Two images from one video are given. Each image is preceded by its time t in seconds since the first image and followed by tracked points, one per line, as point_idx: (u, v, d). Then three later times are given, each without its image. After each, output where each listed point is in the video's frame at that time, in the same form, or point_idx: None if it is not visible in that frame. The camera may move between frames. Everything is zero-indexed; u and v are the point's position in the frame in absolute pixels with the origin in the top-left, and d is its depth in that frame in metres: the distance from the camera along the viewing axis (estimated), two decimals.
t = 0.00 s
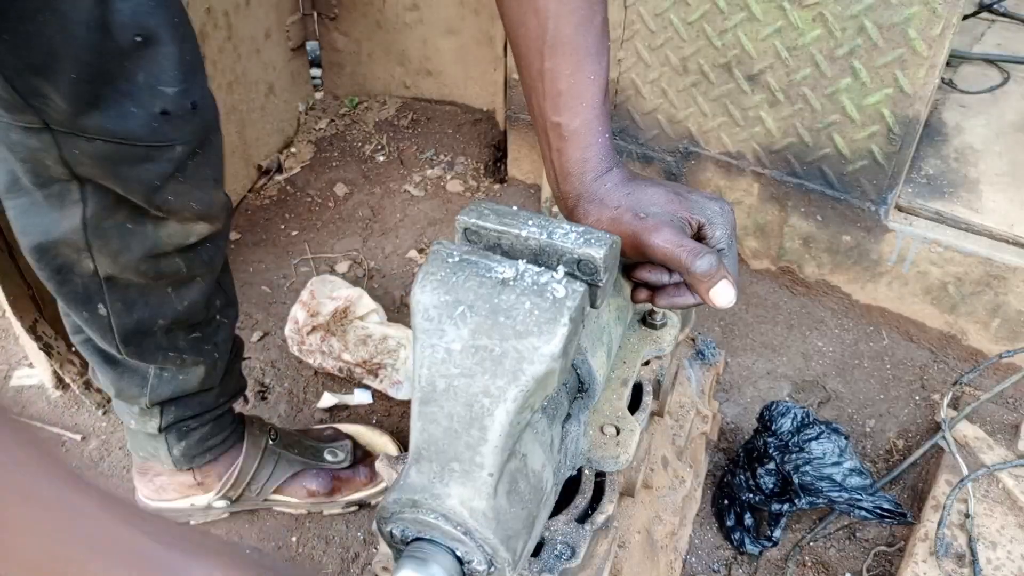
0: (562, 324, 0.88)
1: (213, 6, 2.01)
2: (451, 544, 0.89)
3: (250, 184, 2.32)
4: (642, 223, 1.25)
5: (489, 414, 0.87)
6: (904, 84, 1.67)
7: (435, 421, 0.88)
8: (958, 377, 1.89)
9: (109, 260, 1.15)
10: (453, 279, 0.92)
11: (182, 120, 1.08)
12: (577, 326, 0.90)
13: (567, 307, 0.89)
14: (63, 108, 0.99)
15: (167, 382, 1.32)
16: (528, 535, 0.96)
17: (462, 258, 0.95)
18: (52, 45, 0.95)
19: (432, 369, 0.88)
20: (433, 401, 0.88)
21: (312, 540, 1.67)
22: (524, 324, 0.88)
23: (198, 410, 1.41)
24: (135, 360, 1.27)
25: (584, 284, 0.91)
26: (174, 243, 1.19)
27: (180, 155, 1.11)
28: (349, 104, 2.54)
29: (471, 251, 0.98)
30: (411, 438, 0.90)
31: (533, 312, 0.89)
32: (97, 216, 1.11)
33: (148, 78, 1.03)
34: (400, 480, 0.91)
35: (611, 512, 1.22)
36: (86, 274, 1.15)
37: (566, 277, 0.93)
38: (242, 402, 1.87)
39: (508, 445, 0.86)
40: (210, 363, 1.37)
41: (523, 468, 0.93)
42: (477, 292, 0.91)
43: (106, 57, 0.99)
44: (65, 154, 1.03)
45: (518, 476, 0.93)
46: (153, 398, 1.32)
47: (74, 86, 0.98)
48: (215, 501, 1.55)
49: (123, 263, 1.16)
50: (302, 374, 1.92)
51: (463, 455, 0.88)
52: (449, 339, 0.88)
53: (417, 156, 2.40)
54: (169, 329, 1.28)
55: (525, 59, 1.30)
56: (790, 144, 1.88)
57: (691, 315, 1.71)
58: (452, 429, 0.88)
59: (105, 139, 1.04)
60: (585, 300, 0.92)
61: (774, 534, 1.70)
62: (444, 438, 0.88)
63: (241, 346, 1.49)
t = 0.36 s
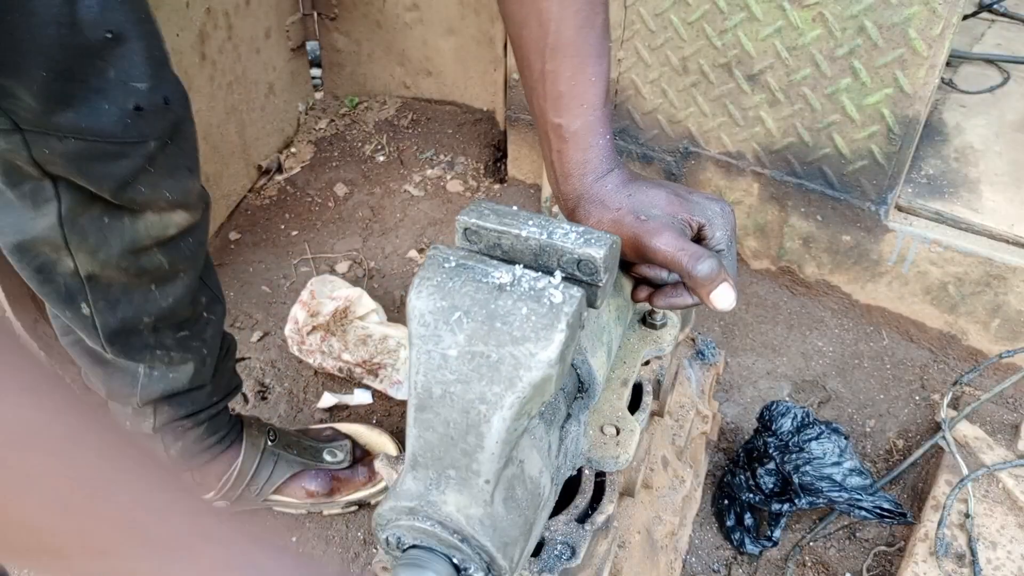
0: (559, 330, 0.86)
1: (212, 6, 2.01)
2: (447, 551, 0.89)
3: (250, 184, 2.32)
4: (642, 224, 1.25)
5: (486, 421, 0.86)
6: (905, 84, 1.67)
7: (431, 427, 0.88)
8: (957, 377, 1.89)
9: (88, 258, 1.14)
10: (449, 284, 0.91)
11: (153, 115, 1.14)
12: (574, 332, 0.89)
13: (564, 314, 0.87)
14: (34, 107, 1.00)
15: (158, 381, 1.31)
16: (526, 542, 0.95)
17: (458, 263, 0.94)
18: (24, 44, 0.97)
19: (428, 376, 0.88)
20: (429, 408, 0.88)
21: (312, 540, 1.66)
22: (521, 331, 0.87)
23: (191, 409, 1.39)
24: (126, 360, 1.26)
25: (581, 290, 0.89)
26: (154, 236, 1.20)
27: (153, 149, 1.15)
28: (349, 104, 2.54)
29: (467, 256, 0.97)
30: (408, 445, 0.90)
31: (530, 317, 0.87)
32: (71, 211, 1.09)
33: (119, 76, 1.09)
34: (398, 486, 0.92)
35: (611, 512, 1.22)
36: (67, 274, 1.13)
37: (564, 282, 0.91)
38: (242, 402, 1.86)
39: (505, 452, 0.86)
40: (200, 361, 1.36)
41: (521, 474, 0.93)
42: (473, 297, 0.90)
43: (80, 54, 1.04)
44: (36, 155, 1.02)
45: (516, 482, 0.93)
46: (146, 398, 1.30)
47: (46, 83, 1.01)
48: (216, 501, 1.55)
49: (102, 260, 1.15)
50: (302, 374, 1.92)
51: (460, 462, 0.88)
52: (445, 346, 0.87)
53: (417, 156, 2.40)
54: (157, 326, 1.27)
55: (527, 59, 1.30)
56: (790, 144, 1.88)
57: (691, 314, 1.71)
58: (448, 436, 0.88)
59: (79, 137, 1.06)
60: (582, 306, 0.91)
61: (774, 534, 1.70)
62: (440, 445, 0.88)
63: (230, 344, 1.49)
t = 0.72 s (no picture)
0: (556, 336, 0.87)
1: (211, 5, 2.00)
2: (443, 560, 0.86)
3: (249, 184, 2.31)
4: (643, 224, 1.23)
5: (482, 429, 0.85)
6: (906, 84, 1.66)
7: (427, 435, 0.87)
8: (959, 377, 1.88)
9: (76, 255, 1.15)
10: (444, 289, 0.91)
11: (139, 116, 1.06)
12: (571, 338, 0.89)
13: (561, 320, 0.88)
14: (16, 108, 0.98)
15: (153, 381, 1.31)
16: (523, 552, 0.94)
17: (454, 267, 0.93)
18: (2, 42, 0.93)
19: (422, 383, 0.87)
20: (424, 416, 0.86)
21: (310, 541, 1.64)
22: (517, 337, 0.87)
23: (190, 410, 1.39)
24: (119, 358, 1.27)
25: (577, 297, 0.90)
26: (142, 232, 1.17)
27: (139, 149, 1.10)
28: (348, 103, 2.53)
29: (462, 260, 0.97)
30: (403, 453, 0.88)
31: (526, 324, 0.88)
32: (57, 207, 1.11)
33: (104, 77, 1.01)
34: (391, 495, 0.90)
35: (612, 514, 1.21)
36: (55, 272, 1.17)
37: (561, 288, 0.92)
38: (241, 403, 1.85)
39: (501, 458, 0.85)
40: (194, 360, 1.35)
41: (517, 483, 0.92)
42: (469, 303, 0.90)
43: (57, 54, 0.97)
44: (20, 155, 1.03)
45: (513, 490, 0.92)
46: (139, 397, 1.31)
47: (29, 84, 0.97)
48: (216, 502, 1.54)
49: (90, 258, 1.15)
50: (301, 374, 1.91)
51: (455, 471, 0.86)
52: (440, 353, 0.87)
53: (417, 155, 2.39)
54: (149, 325, 1.27)
55: (529, 58, 1.29)
56: (791, 144, 1.87)
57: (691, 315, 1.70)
58: (443, 444, 0.86)
59: (63, 138, 1.02)
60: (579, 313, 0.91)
61: (775, 535, 1.69)
62: (436, 453, 0.86)
63: (226, 343, 1.47)
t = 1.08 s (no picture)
0: (552, 344, 0.87)
1: (211, 5, 1.99)
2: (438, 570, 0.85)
3: (249, 184, 2.31)
4: (642, 224, 1.23)
5: (478, 436, 0.85)
6: (907, 83, 1.66)
7: (422, 442, 0.86)
8: (959, 377, 1.88)
9: (72, 255, 1.16)
10: (440, 296, 0.91)
11: (132, 120, 1.10)
12: (567, 345, 0.89)
13: (558, 327, 0.88)
14: (9, 111, 1.00)
15: (151, 380, 1.31)
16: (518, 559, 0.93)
17: (450, 273, 0.93)
18: None
19: (418, 390, 0.87)
20: (419, 423, 0.86)
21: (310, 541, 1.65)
22: (513, 344, 0.87)
23: (186, 410, 1.38)
24: (116, 357, 1.26)
25: (574, 303, 0.90)
26: (135, 231, 1.20)
27: (132, 151, 1.14)
28: (348, 103, 2.53)
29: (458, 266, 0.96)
30: (398, 461, 0.87)
31: (523, 331, 0.88)
32: (52, 207, 1.12)
33: (98, 80, 1.06)
34: (387, 503, 0.88)
35: (612, 514, 1.21)
36: (51, 271, 1.16)
37: (557, 294, 0.91)
38: (241, 403, 1.85)
39: (498, 466, 0.85)
40: (192, 361, 1.36)
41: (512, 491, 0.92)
42: (465, 310, 0.90)
43: (55, 60, 1.01)
44: (11, 156, 1.04)
45: (508, 499, 0.92)
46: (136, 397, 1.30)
47: (23, 88, 1.00)
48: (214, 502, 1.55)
49: (85, 258, 1.17)
50: (301, 374, 1.91)
51: (451, 478, 0.86)
52: (436, 360, 0.87)
53: (417, 155, 2.39)
54: (145, 324, 1.28)
55: (526, 58, 1.29)
56: (792, 144, 1.87)
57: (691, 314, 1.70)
58: (439, 451, 0.86)
59: (56, 141, 1.05)
60: (575, 320, 0.91)
61: (775, 535, 1.69)
62: (431, 461, 0.86)
63: (224, 346, 1.48)
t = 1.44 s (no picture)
0: (548, 350, 0.85)
1: (211, 6, 2.00)
2: None
3: (249, 184, 2.31)
4: (641, 225, 1.24)
5: (473, 444, 0.85)
6: (906, 84, 1.66)
7: (417, 449, 0.86)
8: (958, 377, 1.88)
9: (86, 260, 1.16)
10: (436, 302, 0.90)
11: (155, 123, 1.10)
12: (563, 352, 0.88)
13: (554, 334, 0.87)
14: (30, 113, 1.00)
15: (156, 382, 1.31)
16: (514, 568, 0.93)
17: (446, 280, 0.93)
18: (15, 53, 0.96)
19: (413, 397, 0.86)
20: (414, 430, 0.86)
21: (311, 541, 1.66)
22: (509, 351, 0.86)
23: (190, 412, 1.38)
24: (123, 359, 1.27)
25: (571, 310, 0.89)
26: (150, 237, 1.20)
27: (153, 155, 1.13)
28: (348, 103, 2.54)
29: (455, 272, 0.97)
30: (393, 468, 0.88)
31: (519, 337, 0.87)
32: (68, 212, 1.12)
33: (119, 84, 1.06)
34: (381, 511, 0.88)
35: (611, 513, 1.22)
36: (64, 276, 1.17)
37: (553, 300, 0.91)
38: (241, 403, 1.85)
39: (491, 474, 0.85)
40: (199, 361, 1.35)
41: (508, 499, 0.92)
42: (461, 316, 0.89)
43: (77, 61, 1.01)
44: (31, 160, 1.04)
45: (503, 506, 0.92)
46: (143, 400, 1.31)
47: (46, 90, 1.00)
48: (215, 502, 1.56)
49: (100, 262, 1.17)
50: (301, 374, 1.91)
51: (446, 486, 0.86)
52: (431, 367, 0.86)
53: (417, 155, 2.39)
54: (155, 328, 1.28)
55: (527, 58, 1.30)
56: (791, 144, 1.87)
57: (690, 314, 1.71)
58: (434, 458, 0.86)
59: (75, 143, 1.05)
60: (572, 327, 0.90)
61: (774, 535, 1.69)
62: (426, 468, 0.86)
63: (231, 345, 1.49)
